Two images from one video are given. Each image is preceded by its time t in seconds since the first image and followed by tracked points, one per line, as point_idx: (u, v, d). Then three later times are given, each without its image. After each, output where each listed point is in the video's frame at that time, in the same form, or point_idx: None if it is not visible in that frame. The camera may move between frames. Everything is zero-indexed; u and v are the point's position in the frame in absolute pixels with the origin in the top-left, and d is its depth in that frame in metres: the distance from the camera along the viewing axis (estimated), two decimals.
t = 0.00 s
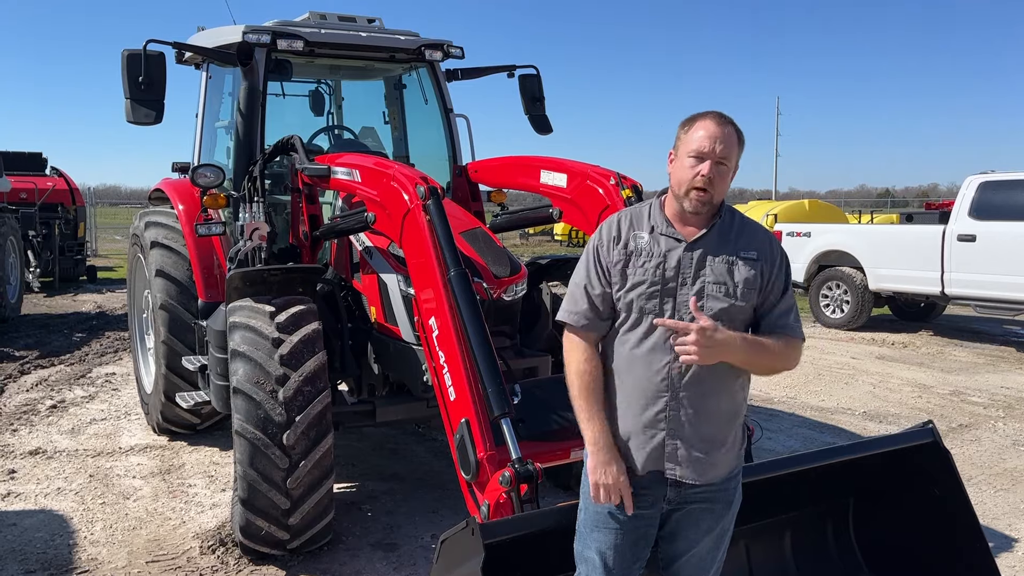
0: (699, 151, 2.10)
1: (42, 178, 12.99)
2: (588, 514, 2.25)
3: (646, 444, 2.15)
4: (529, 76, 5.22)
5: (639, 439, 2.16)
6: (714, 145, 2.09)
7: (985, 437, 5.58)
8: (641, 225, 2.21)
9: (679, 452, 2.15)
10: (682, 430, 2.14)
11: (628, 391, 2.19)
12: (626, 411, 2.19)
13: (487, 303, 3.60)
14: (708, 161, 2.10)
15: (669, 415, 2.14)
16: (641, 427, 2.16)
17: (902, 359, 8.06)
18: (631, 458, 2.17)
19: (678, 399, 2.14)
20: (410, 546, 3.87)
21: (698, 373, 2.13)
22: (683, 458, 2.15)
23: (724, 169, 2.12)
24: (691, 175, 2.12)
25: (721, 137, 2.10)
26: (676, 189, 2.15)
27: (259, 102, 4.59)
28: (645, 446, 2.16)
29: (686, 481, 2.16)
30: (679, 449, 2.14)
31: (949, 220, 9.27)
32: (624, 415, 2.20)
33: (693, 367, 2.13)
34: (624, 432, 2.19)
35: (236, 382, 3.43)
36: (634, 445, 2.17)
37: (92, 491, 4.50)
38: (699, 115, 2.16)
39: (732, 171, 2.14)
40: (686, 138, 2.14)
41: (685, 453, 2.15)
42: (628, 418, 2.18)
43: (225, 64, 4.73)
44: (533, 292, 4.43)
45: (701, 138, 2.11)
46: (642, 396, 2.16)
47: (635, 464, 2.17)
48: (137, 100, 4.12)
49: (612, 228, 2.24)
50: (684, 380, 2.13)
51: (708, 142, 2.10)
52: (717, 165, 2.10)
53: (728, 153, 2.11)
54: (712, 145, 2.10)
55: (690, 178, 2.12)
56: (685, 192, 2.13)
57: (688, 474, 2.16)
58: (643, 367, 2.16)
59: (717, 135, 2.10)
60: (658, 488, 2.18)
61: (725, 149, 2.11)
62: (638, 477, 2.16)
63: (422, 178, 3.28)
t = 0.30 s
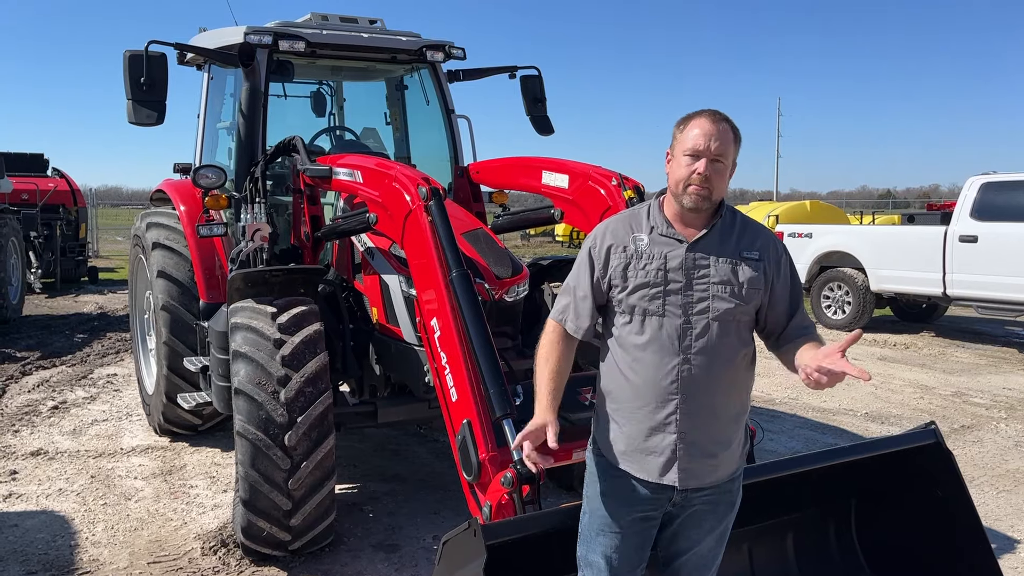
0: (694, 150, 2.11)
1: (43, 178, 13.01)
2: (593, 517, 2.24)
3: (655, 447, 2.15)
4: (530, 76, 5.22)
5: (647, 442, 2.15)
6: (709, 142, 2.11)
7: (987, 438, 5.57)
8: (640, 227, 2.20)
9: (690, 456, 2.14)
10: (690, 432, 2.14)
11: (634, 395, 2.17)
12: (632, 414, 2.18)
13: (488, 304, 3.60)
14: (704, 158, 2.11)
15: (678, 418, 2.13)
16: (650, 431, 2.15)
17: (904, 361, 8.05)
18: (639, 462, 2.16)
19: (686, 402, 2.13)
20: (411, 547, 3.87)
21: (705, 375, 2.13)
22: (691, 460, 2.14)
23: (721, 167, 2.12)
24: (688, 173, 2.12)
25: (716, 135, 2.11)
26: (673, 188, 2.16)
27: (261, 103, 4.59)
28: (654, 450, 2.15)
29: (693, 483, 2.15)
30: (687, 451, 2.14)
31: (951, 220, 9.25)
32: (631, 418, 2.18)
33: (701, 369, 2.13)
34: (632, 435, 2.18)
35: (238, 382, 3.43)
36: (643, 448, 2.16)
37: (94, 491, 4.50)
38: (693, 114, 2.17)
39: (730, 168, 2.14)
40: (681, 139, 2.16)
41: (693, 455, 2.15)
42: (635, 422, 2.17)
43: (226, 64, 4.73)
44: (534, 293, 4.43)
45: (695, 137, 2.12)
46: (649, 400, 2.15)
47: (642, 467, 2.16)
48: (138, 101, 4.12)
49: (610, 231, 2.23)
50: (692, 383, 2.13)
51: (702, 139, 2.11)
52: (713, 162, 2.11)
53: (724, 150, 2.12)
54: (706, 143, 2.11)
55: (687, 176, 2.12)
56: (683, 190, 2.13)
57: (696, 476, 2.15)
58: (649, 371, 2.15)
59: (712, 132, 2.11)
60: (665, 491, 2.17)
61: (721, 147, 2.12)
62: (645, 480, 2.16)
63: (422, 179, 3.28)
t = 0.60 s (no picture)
0: (677, 149, 2.12)
1: (45, 179, 13.03)
2: (594, 517, 2.24)
3: (655, 447, 2.14)
4: (532, 77, 5.22)
5: (646, 442, 2.15)
6: (688, 138, 2.11)
7: (989, 439, 5.56)
8: (643, 228, 2.21)
9: (690, 456, 2.13)
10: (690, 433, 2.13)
11: (634, 395, 2.18)
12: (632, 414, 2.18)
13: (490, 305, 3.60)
14: (689, 155, 2.11)
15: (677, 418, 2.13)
16: (650, 431, 2.15)
17: (906, 361, 8.05)
18: (639, 462, 2.16)
19: (687, 403, 2.13)
20: (413, 548, 3.87)
21: (705, 376, 2.12)
22: (691, 461, 2.14)
23: (709, 158, 2.12)
24: (679, 174, 2.12)
25: (694, 130, 2.12)
26: (669, 191, 2.16)
27: (263, 104, 4.59)
28: (653, 450, 2.14)
29: (693, 484, 2.15)
30: (686, 452, 2.13)
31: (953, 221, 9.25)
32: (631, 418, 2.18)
33: (701, 370, 2.12)
34: (632, 435, 2.18)
35: (240, 384, 3.43)
36: (643, 449, 2.15)
37: (96, 492, 4.50)
38: (672, 113, 2.18)
39: (717, 159, 2.15)
40: (662, 142, 2.16)
41: (693, 456, 2.14)
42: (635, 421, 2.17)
43: (229, 65, 4.73)
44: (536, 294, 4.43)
45: (675, 136, 2.13)
46: (649, 400, 2.15)
47: (642, 468, 2.15)
48: (141, 102, 4.12)
49: (613, 233, 2.24)
50: (692, 383, 2.12)
51: (683, 137, 2.12)
52: (700, 155, 2.11)
53: (706, 142, 2.12)
54: (688, 139, 2.11)
55: (680, 176, 2.12)
56: (679, 191, 2.13)
57: (696, 477, 2.15)
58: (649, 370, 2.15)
59: (690, 128, 2.12)
60: (666, 492, 2.16)
61: (702, 139, 2.12)
62: (645, 480, 2.15)
63: (425, 179, 3.29)
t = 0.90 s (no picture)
0: (663, 153, 2.13)
1: (48, 180, 13.05)
2: (595, 518, 2.24)
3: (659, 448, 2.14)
4: (535, 78, 5.22)
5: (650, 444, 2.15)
6: (673, 141, 2.12)
7: (992, 440, 5.56)
8: (646, 229, 2.21)
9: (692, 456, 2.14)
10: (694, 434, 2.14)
11: (638, 396, 2.17)
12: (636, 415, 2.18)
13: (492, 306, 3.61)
14: (674, 157, 2.12)
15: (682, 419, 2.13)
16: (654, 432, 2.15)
17: (908, 362, 8.04)
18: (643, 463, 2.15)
19: (691, 403, 2.13)
20: (415, 549, 3.87)
21: (709, 376, 2.13)
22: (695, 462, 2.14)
23: (695, 159, 2.12)
24: (666, 177, 2.14)
25: (679, 132, 2.13)
26: (661, 195, 2.18)
27: (265, 105, 4.59)
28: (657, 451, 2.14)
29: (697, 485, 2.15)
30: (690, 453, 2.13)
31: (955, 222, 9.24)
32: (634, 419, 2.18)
33: (705, 370, 2.12)
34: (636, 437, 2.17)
35: (243, 384, 3.43)
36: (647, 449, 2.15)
37: (99, 493, 4.51)
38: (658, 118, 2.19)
39: (706, 158, 2.14)
40: (651, 146, 2.18)
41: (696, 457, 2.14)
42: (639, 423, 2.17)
43: (231, 67, 4.74)
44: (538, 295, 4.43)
45: (661, 139, 2.15)
46: (652, 401, 2.15)
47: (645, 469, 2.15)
48: (143, 103, 4.13)
49: (618, 235, 2.24)
50: (697, 384, 2.12)
51: (668, 140, 2.13)
52: (685, 157, 2.11)
53: (692, 142, 2.12)
54: (672, 142, 2.12)
55: (667, 180, 2.14)
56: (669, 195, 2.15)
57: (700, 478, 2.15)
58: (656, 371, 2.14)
59: (675, 130, 2.13)
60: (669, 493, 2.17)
61: (689, 140, 2.12)
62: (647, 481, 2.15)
63: (427, 180, 3.29)
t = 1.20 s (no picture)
0: (656, 160, 2.13)
1: (51, 180, 13.08)
2: (600, 521, 2.24)
3: (665, 452, 2.14)
4: (536, 78, 5.23)
5: (655, 448, 2.15)
6: (665, 147, 2.12)
7: (994, 441, 5.55)
8: (639, 236, 2.21)
9: (701, 460, 2.13)
10: (699, 437, 2.14)
11: (643, 402, 2.17)
12: (641, 421, 2.18)
13: (494, 305, 3.61)
14: (667, 164, 2.12)
15: (687, 423, 2.13)
16: (660, 437, 2.15)
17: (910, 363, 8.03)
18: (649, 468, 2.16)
19: (695, 407, 2.13)
20: (416, 549, 3.87)
21: (714, 378, 2.13)
22: (701, 465, 2.14)
23: (688, 164, 2.12)
24: (661, 185, 2.14)
25: (670, 138, 2.13)
26: (656, 203, 2.17)
27: (267, 106, 4.60)
28: (663, 455, 2.14)
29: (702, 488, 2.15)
30: (697, 457, 2.13)
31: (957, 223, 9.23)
32: (639, 425, 2.18)
33: (709, 373, 2.12)
34: (641, 442, 2.17)
35: (244, 384, 3.43)
36: (653, 454, 2.15)
37: (100, 493, 4.52)
38: (647, 123, 2.18)
39: (699, 162, 2.15)
40: (642, 154, 2.18)
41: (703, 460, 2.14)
42: (644, 429, 2.17)
43: (232, 68, 4.76)
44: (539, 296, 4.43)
45: (653, 146, 2.14)
46: (656, 407, 2.15)
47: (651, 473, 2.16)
48: (145, 104, 4.13)
49: (611, 243, 2.24)
50: (701, 388, 2.12)
51: (661, 146, 2.12)
52: (678, 163, 2.12)
53: (684, 148, 2.12)
54: (665, 149, 2.12)
55: (662, 188, 2.14)
56: (664, 202, 2.14)
57: (706, 480, 2.15)
58: (658, 379, 2.14)
59: (666, 136, 2.13)
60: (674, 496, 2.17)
61: (681, 145, 2.12)
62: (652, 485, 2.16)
63: (428, 181, 3.29)
